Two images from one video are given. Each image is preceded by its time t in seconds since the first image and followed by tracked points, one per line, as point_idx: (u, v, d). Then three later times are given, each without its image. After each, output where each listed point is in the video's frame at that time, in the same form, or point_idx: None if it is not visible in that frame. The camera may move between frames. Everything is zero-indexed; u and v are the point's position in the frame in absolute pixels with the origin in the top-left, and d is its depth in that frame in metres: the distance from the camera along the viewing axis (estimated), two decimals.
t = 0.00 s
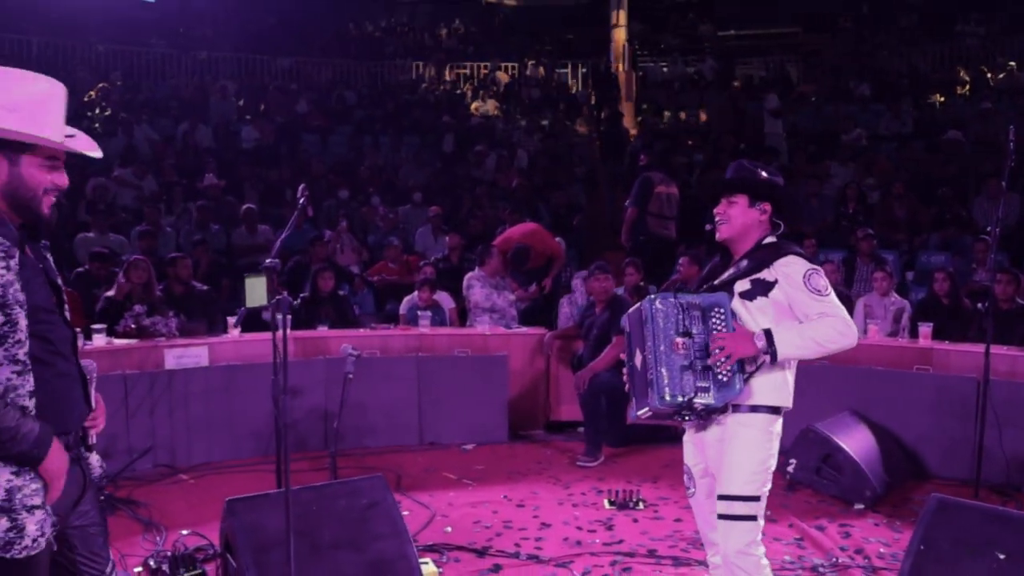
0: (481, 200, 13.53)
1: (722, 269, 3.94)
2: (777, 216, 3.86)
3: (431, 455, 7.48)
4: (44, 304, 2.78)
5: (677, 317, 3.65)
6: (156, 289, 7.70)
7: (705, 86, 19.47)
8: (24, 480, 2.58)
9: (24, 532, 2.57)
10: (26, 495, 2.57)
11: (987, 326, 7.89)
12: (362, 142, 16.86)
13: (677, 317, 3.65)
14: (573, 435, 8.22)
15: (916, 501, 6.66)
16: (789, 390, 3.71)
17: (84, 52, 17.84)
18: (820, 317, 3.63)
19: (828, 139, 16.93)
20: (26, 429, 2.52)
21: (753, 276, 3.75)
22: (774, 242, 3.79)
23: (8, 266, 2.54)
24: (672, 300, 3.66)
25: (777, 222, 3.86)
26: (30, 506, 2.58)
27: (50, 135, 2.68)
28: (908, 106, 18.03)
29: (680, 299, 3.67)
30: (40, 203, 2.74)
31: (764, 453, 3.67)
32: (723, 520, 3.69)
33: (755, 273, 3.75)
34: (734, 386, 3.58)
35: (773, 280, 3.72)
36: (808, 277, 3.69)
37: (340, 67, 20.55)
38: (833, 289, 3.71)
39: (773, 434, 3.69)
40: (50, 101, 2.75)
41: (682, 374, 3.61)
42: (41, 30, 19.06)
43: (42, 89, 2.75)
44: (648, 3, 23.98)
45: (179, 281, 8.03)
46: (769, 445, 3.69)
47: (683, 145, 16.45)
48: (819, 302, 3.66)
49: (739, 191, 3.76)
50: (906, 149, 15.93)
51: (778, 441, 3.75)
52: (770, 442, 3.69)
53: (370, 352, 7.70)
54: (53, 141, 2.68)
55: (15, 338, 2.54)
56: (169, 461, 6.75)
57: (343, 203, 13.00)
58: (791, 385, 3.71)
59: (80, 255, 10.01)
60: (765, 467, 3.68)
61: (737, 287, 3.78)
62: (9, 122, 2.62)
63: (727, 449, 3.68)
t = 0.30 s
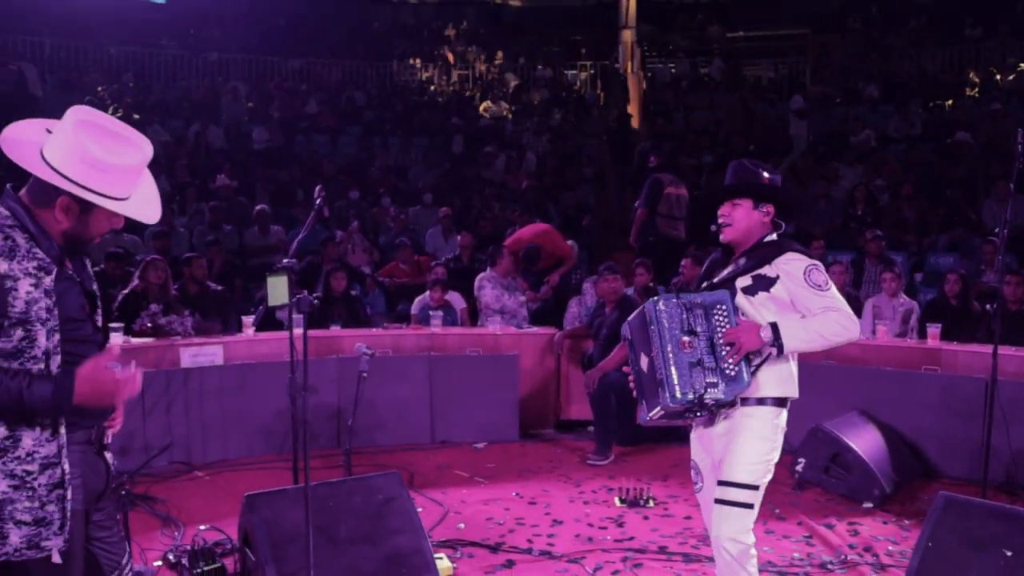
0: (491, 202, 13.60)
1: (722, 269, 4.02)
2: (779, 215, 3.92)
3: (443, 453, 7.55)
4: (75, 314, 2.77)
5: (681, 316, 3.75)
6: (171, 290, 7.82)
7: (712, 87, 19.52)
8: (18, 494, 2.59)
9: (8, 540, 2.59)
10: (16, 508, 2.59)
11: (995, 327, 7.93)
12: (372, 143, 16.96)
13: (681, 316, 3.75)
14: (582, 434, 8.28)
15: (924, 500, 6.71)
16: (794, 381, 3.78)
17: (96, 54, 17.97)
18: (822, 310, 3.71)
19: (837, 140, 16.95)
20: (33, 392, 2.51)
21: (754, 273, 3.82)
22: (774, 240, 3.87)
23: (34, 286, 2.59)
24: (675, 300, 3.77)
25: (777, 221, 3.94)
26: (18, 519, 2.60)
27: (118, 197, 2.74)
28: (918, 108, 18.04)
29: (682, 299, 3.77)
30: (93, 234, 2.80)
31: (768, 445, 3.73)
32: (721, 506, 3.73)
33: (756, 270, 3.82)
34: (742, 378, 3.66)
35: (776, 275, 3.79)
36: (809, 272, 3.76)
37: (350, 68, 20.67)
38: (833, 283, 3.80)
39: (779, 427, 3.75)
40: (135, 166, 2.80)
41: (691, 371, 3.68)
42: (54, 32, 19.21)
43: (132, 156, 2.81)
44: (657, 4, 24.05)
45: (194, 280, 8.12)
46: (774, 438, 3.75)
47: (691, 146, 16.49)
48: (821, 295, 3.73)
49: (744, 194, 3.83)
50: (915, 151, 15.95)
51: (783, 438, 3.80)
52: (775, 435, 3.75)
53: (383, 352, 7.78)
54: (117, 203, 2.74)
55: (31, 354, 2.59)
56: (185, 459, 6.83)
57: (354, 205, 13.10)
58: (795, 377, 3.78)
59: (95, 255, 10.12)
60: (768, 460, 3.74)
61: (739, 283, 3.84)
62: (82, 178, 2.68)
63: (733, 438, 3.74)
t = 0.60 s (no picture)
0: (497, 202, 13.66)
1: (721, 270, 4.01)
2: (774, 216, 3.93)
3: (449, 452, 7.61)
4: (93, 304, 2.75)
5: (679, 320, 3.77)
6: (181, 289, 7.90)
7: (719, 87, 19.57)
8: (64, 473, 2.56)
9: (54, 520, 2.55)
10: (62, 487, 2.56)
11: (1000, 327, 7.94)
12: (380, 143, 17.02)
13: (679, 320, 3.77)
14: (588, 433, 8.32)
15: (928, 500, 6.73)
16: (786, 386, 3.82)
17: (106, 54, 18.09)
18: (811, 324, 3.76)
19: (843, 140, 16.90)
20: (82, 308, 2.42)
21: (754, 275, 3.80)
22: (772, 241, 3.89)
23: (56, 272, 2.56)
24: (673, 304, 3.79)
25: (775, 222, 3.95)
26: (63, 499, 2.56)
27: (109, 170, 2.59)
28: (925, 108, 18.03)
29: (681, 302, 3.78)
30: (100, 224, 2.71)
31: (766, 446, 3.77)
32: (720, 505, 3.78)
33: (755, 272, 3.81)
34: (737, 384, 3.67)
35: (773, 279, 3.80)
36: (805, 281, 3.77)
37: (358, 69, 20.79)
38: (827, 291, 3.82)
39: (776, 429, 3.79)
40: (121, 136, 2.65)
41: (686, 376, 3.75)
42: (65, 32, 19.31)
43: (117, 127, 2.66)
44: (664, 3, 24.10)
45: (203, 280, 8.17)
46: (772, 439, 3.79)
47: (698, 146, 16.52)
48: (813, 307, 3.77)
49: (742, 204, 3.81)
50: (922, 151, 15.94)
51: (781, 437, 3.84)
52: (773, 436, 3.79)
53: (390, 351, 7.84)
54: (110, 174, 2.59)
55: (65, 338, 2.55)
56: (194, 456, 6.91)
57: (362, 204, 13.16)
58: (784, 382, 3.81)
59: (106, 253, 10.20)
60: (766, 460, 3.78)
61: (737, 285, 3.82)
62: (72, 155, 2.55)
63: (733, 440, 3.78)
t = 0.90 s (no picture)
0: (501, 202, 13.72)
1: (712, 272, 4.08)
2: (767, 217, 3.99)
3: (452, 449, 7.68)
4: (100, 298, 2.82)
5: (665, 323, 3.81)
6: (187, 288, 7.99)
7: (724, 88, 19.59)
8: (88, 458, 2.63)
9: (79, 505, 2.62)
10: (85, 472, 2.63)
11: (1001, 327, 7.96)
12: (386, 144, 17.09)
13: (665, 324, 3.81)
14: (590, 431, 8.39)
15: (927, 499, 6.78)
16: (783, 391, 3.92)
17: (113, 56, 18.21)
18: (801, 337, 3.77)
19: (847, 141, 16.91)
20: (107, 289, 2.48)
21: (743, 281, 3.84)
22: (765, 243, 3.94)
23: (68, 264, 2.65)
24: (661, 306, 3.81)
25: (767, 222, 4.01)
26: (87, 483, 2.63)
27: (93, 153, 2.64)
28: (931, 108, 18.02)
29: (668, 305, 3.81)
30: (97, 212, 2.78)
31: (753, 448, 3.80)
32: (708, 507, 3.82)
33: (745, 278, 3.85)
34: (723, 389, 3.71)
35: (764, 286, 3.81)
36: (795, 291, 3.77)
37: (364, 70, 20.88)
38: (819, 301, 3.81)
39: (762, 430, 3.81)
40: (99, 118, 2.69)
41: (672, 380, 3.78)
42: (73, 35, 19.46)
43: (94, 110, 2.70)
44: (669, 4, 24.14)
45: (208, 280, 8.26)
46: (758, 440, 3.81)
47: (702, 146, 16.55)
48: (802, 317, 3.76)
49: (736, 211, 3.85)
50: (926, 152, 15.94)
51: (770, 437, 3.86)
52: (759, 437, 3.81)
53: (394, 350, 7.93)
54: (97, 159, 2.65)
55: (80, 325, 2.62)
56: (199, 454, 6.97)
57: (367, 205, 13.24)
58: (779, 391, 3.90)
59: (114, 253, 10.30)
60: (753, 461, 3.80)
61: (727, 290, 3.87)
62: (57, 146, 2.60)
63: (719, 444, 3.82)
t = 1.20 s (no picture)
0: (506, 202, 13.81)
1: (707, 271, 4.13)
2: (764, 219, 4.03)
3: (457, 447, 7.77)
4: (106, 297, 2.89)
5: (660, 324, 3.74)
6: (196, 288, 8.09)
7: (731, 88, 19.65)
8: (93, 456, 2.71)
9: (86, 501, 2.70)
10: (91, 469, 2.70)
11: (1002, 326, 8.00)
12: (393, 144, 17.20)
13: (660, 324, 3.74)
14: (594, 430, 8.46)
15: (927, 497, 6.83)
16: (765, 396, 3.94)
17: (123, 57, 18.36)
18: (783, 343, 3.81)
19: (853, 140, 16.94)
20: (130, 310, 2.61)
21: (738, 281, 3.89)
22: (761, 243, 3.99)
23: (74, 264, 2.72)
24: (656, 306, 3.74)
25: (766, 224, 4.05)
26: (93, 480, 2.71)
27: (80, 139, 2.72)
28: (937, 108, 18.04)
29: (663, 305, 3.75)
30: (100, 200, 2.83)
31: (744, 453, 3.84)
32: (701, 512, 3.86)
33: (741, 278, 3.89)
34: (715, 394, 3.70)
35: (758, 288, 3.86)
36: (787, 297, 3.82)
37: (372, 70, 21.01)
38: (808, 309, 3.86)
39: (752, 433, 3.85)
40: (78, 105, 2.78)
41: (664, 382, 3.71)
42: (84, 37, 19.64)
43: (71, 100, 2.79)
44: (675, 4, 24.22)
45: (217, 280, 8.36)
46: (748, 445, 3.85)
47: (708, 146, 16.61)
48: (789, 323, 3.82)
49: (736, 204, 3.90)
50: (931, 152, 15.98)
51: (759, 439, 3.90)
52: (749, 442, 3.84)
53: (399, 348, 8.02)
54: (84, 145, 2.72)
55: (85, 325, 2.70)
56: (207, 452, 7.06)
57: (375, 205, 13.34)
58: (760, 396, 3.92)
59: (123, 253, 10.41)
60: (745, 466, 3.85)
61: (720, 288, 3.93)
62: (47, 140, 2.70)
63: (710, 449, 3.84)
